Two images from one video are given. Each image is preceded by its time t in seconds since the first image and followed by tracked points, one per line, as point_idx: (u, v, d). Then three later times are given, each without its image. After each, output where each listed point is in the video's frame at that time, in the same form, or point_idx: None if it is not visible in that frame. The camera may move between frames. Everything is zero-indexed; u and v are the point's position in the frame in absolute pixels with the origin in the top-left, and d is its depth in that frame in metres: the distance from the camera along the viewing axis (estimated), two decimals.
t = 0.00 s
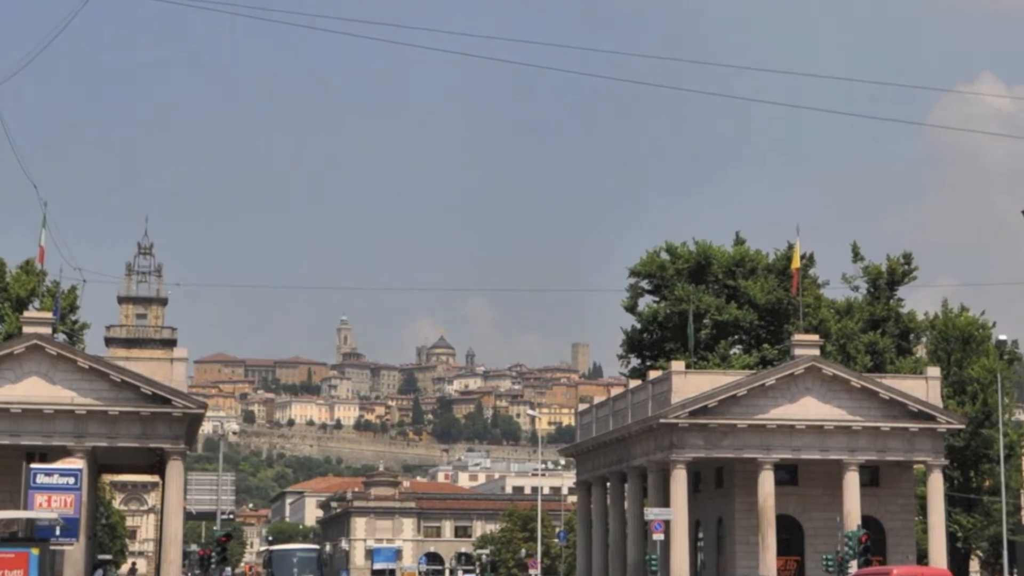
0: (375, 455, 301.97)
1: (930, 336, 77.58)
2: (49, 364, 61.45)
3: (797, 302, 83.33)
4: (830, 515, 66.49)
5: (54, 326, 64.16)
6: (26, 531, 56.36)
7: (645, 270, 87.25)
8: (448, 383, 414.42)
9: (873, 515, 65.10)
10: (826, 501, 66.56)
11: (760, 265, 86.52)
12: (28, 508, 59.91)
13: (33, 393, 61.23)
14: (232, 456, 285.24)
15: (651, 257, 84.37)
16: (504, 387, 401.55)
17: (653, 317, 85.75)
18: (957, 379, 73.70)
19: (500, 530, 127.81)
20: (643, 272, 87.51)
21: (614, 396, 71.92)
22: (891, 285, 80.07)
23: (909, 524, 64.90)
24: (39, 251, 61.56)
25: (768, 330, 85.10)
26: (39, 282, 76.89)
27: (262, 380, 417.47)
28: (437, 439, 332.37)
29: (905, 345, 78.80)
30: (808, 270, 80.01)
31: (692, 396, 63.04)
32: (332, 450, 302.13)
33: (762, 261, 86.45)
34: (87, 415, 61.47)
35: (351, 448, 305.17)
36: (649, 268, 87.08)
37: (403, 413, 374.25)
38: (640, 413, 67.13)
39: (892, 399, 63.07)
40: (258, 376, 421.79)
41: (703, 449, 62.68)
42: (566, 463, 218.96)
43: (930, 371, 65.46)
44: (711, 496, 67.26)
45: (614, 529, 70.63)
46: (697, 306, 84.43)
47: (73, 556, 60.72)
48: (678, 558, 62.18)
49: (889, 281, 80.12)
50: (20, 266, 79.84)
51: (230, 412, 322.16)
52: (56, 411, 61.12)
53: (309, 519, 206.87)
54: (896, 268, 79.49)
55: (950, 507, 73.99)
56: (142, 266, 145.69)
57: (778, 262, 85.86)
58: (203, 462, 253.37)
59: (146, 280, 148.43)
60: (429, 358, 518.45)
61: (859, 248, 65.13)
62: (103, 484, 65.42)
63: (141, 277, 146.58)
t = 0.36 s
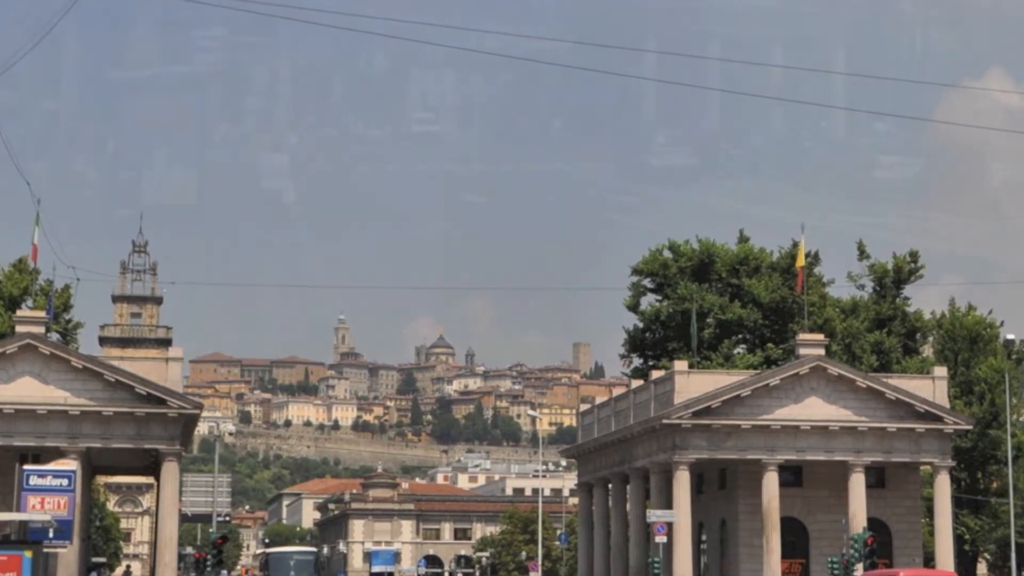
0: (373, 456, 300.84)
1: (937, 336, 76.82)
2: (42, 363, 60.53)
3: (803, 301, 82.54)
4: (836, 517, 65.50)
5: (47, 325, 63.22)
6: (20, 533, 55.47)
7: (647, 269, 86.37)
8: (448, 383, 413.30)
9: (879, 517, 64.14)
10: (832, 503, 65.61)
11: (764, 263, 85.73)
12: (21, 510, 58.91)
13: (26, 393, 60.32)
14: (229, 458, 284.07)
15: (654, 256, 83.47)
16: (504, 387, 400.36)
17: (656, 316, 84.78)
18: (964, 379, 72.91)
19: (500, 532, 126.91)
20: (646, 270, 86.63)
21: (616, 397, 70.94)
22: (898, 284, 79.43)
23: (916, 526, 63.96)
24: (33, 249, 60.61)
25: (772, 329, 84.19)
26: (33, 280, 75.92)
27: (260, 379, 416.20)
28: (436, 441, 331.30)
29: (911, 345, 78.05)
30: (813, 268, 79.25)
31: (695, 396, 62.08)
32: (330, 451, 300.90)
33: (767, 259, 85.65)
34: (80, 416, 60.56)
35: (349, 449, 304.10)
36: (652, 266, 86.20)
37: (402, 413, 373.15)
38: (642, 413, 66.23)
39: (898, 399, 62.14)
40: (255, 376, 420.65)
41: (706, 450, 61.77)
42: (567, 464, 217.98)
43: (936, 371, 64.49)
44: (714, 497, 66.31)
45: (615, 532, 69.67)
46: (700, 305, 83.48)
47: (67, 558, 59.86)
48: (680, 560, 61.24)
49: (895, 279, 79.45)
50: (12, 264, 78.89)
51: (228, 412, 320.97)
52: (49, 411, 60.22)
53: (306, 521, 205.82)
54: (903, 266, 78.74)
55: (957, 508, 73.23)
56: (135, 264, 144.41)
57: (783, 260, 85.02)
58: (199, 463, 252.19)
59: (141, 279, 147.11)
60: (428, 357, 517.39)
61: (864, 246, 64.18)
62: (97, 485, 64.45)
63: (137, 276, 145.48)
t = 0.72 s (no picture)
0: (372, 457, 299.63)
1: (944, 335, 76.24)
2: (36, 363, 59.63)
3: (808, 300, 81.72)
4: (841, 519, 64.58)
5: (41, 324, 62.29)
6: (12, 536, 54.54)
7: (649, 268, 85.45)
8: (447, 383, 412.44)
9: (885, 519, 63.22)
10: (837, 504, 64.69)
11: (769, 261, 84.97)
12: (13, 512, 57.98)
13: (19, 393, 59.40)
14: (226, 459, 282.91)
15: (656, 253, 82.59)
16: (504, 387, 399.55)
17: (659, 315, 83.83)
18: (971, 379, 72.29)
19: (501, 534, 125.88)
20: (647, 269, 85.70)
21: (617, 398, 70.01)
22: (904, 282, 78.76)
23: (922, 528, 63.04)
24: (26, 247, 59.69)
25: (776, 328, 83.26)
26: (26, 279, 74.92)
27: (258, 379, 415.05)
28: (435, 442, 330.20)
29: (917, 344, 77.37)
30: (818, 266, 78.53)
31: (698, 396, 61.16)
32: (327, 452, 299.70)
33: (771, 257, 84.95)
34: (74, 416, 59.65)
35: (347, 451, 302.84)
36: (654, 265, 85.28)
37: (402, 413, 372.01)
38: (644, 414, 65.30)
39: (905, 400, 61.19)
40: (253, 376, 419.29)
41: (709, 451, 60.85)
42: (568, 466, 216.97)
43: (943, 371, 63.55)
44: (718, 499, 65.37)
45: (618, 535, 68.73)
46: (704, 304, 82.56)
47: (62, 559, 59.00)
48: (684, 563, 60.29)
49: (902, 278, 78.76)
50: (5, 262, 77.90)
51: (226, 413, 319.79)
52: (42, 412, 59.31)
53: (303, 523, 204.99)
54: (909, 264, 78.03)
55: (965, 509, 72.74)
56: (131, 263, 143.28)
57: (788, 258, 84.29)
58: (195, 464, 251.03)
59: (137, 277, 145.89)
60: (428, 357, 516.36)
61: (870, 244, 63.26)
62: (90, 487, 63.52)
63: (132, 275, 144.09)
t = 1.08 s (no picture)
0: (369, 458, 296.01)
1: (950, 334, 75.57)
2: (29, 363, 58.73)
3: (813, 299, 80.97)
4: (846, 521, 63.70)
5: (34, 323, 61.41)
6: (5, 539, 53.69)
7: (652, 266, 84.66)
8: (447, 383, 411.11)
9: (891, 521, 62.37)
10: (842, 506, 63.80)
11: (773, 259, 84.26)
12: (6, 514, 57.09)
13: (12, 393, 58.51)
14: (224, 460, 281.32)
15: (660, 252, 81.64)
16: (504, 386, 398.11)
17: (661, 314, 82.82)
18: (979, 379, 71.60)
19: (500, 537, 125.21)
20: (650, 267, 84.92)
21: (619, 398, 69.08)
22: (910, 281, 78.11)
23: (929, 530, 62.18)
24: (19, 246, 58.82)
25: (781, 328, 82.06)
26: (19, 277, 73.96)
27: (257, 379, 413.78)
28: (435, 441, 328.82)
29: (924, 344, 76.64)
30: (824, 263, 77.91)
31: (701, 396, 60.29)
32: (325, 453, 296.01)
33: (775, 255, 84.25)
34: (68, 416, 58.81)
35: (344, 449, 299.22)
36: (657, 263, 84.50)
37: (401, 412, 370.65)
38: (646, 414, 64.40)
39: (911, 400, 60.33)
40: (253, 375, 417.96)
41: (712, 453, 60.01)
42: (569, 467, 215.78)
43: (950, 371, 62.66)
44: (721, 501, 64.45)
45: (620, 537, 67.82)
46: (708, 303, 81.70)
47: (55, 562, 58.16)
48: (686, 565, 59.41)
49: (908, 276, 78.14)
50: None
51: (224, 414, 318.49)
52: (35, 412, 58.45)
53: (300, 526, 203.91)
54: (915, 264, 77.17)
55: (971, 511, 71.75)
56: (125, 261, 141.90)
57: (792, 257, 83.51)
58: (192, 465, 249.58)
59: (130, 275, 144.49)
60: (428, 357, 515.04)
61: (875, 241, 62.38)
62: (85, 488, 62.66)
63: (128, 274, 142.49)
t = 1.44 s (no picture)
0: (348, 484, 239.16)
1: (958, 334, 74.96)
2: (22, 363, 57.80)
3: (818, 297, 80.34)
4: (852, 524, 62.79)
5: (27, 322, 60.58)
6: None
7: (655, 264, 84.45)
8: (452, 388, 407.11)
9: (897, 524, 61.51)
10: (849, 508, 62.86)
11: (777, 258, 84.09)
12: None
13: (5, 394, 57.62)
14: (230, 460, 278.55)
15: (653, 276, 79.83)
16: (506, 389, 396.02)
17: (664, 312, 81.79)
18: (986, 378, 71.08)
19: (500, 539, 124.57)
20: (652, 265, 84.77)
21: (622, 398, 68.11)
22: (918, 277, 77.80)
23: (936, 533, 61.32)
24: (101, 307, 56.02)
25: (784, 328, 80.47)
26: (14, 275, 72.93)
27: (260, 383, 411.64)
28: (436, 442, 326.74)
29: (930, 343, 75.79)
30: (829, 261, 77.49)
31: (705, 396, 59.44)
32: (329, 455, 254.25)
33: (779, 255, 84.06)
34: (62, 417, 58.01)
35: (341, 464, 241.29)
36: (659, 262, 84.49)
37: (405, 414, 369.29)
38: (648, 415, 63.50)
39: (918, 400, 59.46)
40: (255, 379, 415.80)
41: (716, 454, 59.19)
42: (568, 467, 213.79)
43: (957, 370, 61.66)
44: (724, 503, 63.51)
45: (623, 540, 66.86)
46: (711, 301, 80.94)
47: (49, 565, 57.36)
48: (689, 568, 58.58)
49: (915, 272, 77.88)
50: None
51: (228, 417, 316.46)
52: (29, 413, 57.67)
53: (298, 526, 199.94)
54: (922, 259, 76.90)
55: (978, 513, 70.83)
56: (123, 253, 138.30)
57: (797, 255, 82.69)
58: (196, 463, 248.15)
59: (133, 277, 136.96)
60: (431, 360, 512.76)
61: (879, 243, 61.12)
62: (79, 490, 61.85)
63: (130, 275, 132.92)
